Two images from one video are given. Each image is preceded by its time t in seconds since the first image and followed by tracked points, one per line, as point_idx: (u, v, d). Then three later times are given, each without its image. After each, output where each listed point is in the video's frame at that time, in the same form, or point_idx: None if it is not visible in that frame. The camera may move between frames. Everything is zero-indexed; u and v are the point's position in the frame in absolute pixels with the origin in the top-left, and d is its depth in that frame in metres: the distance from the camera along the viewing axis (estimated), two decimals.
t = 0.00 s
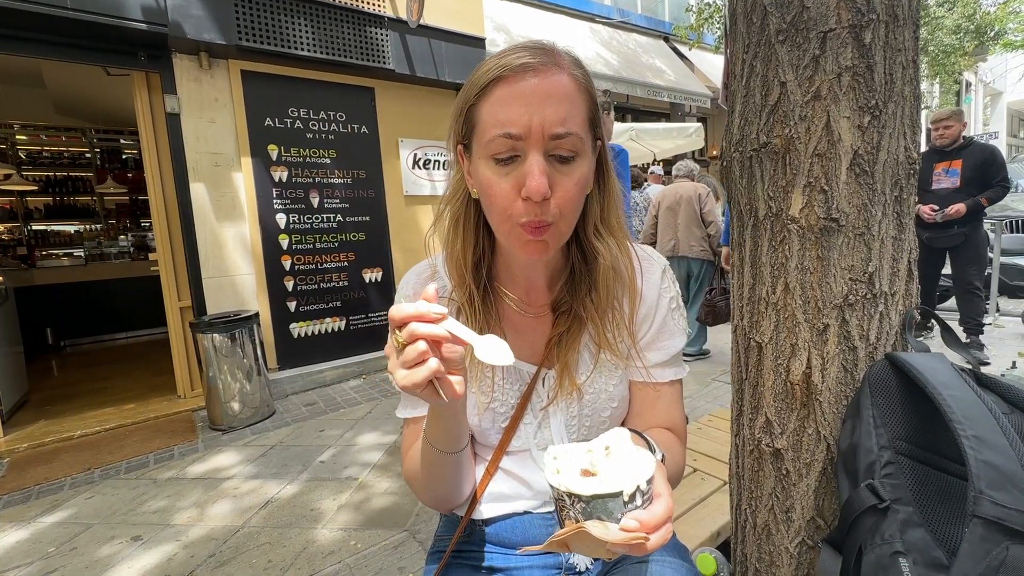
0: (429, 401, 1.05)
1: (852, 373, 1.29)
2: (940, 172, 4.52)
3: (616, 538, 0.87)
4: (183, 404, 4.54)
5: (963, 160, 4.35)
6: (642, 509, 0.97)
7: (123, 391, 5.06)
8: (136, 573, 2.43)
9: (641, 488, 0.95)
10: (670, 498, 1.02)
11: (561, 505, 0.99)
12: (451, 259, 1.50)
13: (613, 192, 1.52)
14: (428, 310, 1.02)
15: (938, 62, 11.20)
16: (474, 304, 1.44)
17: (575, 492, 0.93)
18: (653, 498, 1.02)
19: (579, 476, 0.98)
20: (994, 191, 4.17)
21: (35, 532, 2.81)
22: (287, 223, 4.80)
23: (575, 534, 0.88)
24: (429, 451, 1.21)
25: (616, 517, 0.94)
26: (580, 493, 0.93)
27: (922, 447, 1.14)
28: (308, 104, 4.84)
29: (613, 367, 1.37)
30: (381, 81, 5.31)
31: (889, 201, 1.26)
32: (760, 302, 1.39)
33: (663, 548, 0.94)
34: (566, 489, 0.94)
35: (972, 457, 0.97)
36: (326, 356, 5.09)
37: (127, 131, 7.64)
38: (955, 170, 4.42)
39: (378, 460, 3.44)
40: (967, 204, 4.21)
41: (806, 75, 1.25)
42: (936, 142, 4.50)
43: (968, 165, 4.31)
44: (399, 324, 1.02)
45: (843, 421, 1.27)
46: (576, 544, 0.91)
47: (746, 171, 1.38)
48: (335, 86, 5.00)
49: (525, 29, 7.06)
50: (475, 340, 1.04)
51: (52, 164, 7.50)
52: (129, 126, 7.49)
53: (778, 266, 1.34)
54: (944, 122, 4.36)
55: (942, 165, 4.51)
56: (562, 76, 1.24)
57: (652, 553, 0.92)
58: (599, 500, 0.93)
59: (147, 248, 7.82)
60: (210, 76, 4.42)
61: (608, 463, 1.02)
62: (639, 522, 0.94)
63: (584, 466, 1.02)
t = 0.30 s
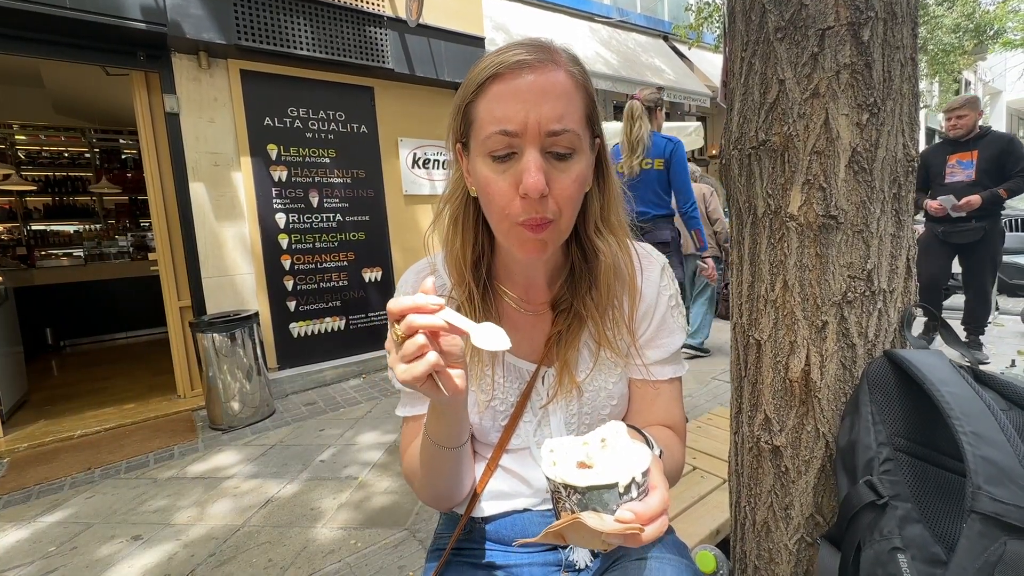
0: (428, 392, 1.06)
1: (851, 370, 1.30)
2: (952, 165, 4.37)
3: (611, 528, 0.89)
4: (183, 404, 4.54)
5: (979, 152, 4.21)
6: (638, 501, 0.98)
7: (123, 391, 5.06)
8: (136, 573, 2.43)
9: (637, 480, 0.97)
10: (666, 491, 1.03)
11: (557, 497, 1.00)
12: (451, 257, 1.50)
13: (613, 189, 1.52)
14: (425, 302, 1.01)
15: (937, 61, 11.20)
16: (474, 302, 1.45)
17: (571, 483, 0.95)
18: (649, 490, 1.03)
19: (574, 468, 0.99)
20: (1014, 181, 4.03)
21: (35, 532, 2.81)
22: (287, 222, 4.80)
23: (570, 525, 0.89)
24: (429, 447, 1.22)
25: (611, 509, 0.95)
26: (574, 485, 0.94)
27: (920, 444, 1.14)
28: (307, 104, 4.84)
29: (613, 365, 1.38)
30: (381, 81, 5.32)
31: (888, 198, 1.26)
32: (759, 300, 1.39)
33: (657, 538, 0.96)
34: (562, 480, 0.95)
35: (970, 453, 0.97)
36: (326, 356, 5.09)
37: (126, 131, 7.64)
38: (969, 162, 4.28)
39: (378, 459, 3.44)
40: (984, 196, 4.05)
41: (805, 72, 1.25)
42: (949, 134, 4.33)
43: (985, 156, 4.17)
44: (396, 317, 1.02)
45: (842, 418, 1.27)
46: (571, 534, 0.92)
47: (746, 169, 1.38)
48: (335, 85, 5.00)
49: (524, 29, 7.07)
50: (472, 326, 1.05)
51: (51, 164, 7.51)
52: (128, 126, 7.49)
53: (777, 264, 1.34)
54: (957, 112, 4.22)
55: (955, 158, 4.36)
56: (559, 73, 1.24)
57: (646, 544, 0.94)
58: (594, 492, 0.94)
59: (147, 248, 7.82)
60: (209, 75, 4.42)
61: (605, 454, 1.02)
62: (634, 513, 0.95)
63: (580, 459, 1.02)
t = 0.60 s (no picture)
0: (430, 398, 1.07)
1: (850, 368, 1.30)
2: (952, 167, 4.34)
3: (610, 522, 0.90)
4: (183, 404, 4.54)
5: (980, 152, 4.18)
6: (637, 496, 0.99)
7: (123, 390, 5.06)
8: (137, 572, 2.44)
9: (636, 475, 0.97)
10: (665, 486, 1.04)
11: (557, 492, 1.00)
12: (451, 257, 1.50)
13: (613, 188, 1.53)
14: (429, 313, 1.00)
15: (936, 60, 11.21)
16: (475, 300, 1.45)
17: (571, 478, 0.94)
18: (648, 485, 1.04)
19: (574, 463, 0.99)
20: (1015, 185, 4.01)
21: (36, 531, 2.82)
22: (287, 222, 4.81)
23: (570, 519, 0.89)
24: (431, 449, 1.23)
25: (611, 503, 0.96)
26: (575, 479, 0.94)
27: (919, 441, 1.15)
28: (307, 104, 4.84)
29: (613, 363, 1.38)
30: (381, 81, 5.32)
31: (886, 198, 1.27)
32: (758, 299, 1.40)
33: (655, 532, 0.98)
34: (561, 475, 0.95)
35: (967, 450, 0.98)
36: (326, 355, 5.10)
37: (126, 131, 7.64)
38: (970, 163, 4.24)
39: (378, 459, 3.45)
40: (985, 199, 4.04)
41: (804, 72, 1.26)
42: (947, 134, 4.29)
43: (986, 157, 4.14)
44: (400, 327, 1.01)
45: (841, 416, 1.28)
46: (572, 529, 0.93)
47: (745, 168, 1.39)
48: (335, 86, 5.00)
49: (524, 29, 7.07)
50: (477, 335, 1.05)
51: (51, 164, 7.51)
52: (128, 126, 7.49)
53: (777, 263, 1.34)
54: (955, 111, 4.18)
55: (955, 159, 4.33)
56: (559, 72, 1.24)
57: (646, 538, 0.95)
58: (594, 486, 0.94)
59: (147, 248, 7.82)
60: (209, 75, 4.42)
61: (604, 449, 1.03)
62: (633, 508, 0.96)
63: (580, 454, 1.02)
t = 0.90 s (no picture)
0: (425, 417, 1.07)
1: (851, 367, 1.30)
2: (951, 162, 4.21)
3: (614, 521, 0.90)
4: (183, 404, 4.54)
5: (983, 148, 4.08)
6: (640, 494, 0.99)
7: (123, 391, 5.06)
8: (137, 573, 2.44)
9: (639, 473, 0.97)
10: (668, 485, 1.04)
11: (561, 491, 1.01)
12: (452, 256, 1.50)
13: (613, 188, 1.53)
14: (423, 340, 0.98)
15: (937, 60, 11.21)
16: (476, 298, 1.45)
17: (573, 476, 0.95)
18: (651, 483, 1.04)
19: (577, 462, 0.99)
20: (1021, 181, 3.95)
21: (36, 532, 2.82)
22: (287, 223, 4.81)
23: (573, 518, 0.90)
24: (431, 458, 1.23)
25: (614, 501, 0.96)
26: (578, 478, 0.94)
27: (919, 440, 1.15)
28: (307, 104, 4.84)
29: (614, 363, 1.38)
30: (381, 81, 5.32)
31: (887, 198, 1.27)
32: (759, 299, 1.40)
33: (659, 531, 0.98)
34: (564, 474, 0.96)
35: (968, 450, 0.98)
36: (326, 356, 5.10)
37: (125, 131, 7.63)
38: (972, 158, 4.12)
39: (378, 459, 3.45)
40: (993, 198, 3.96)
41: (805, 73, 1.26)
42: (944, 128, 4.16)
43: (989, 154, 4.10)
44: (393, 355, 0.99)
45: (842, 415, 1.28)
46: (574, 528, 0.93)
47: (746, 169, 1.39)
48: (335, 86, 5.00)
49: (524, 29, 7.08)
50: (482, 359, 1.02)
51: (51, 165, 7.51)
52: (128, 126, 7.48)
53: (778, 263, 1.35)
54: (953, 104, 4.03)
55: (952, 154, 4.21)
56: (560, 70, 1.25)
57: (649, 536, 0.95)
58: (597, 484, 0.95)
59: (146, 248, 7.81)
60: (209, 76, 4.42)
61: (607, 448, 1.03)
62: (636, 506, 0.97)
63: (583, 452, 1.02)
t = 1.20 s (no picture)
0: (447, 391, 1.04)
1: (851, 368, 1.31)
2: (961, 160, 3.64)
3: (620, 521, 0.91)
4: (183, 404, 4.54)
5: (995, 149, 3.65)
6: (645, 494, 1.00)
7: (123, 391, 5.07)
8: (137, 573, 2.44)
9: (644, 473, 0.98)
10: (672, 484, 1.04)
11: (566, 491, 1.01)
12: (454, 258, 1.50)
13: (614, 189, 1.53)
14: (452, 325, 0.91)
15: (936, 61, 11.24)
16: (477, 300, 1.45)
17: (580, 477, 0.95)
18: (656, 483, 1.04)
19: (582, 462, 0.99)
20: None
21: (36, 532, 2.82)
22: (287, 223, 4.81)
23: (579, 518, 0.90)
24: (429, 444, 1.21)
25: (620, 501, 0.96)
26: (584, 478, 0.95)
27: (920, 441, 1.15)
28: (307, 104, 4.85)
29: (615, 364, 1.39)
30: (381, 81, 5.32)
31: (886, 199, 1.27)
32: (759, 299, 1.40)
33: (665, 531, 0.97)
34: (570, 474, 0.96)
35: (968, 450, 0.98)
36: (327, 356, 5.10)
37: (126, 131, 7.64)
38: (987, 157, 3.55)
39: (378, 459, 3.45)
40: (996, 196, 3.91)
41: (804, 74, 1.26)
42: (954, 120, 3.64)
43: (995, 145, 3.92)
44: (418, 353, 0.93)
45: (842, 416, 1.29)
46: (580, 528, 0.93)
47: (746, 169, 1.39)
48: (335, 86, 5.01)
49: (524, 29, 7.09)
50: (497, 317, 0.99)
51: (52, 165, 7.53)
52: (128, 127, 7.50)
53: (777, 263, 1.35)
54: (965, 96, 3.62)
55: (965, 153, 3.62)
56: (557, 73, 1.25)
57: (655, 536, 0.95)
58: (602, 484, 0.95)
59: (147, 249, 7.81)
60: (209, 76, 4.42)
61: (612, 448, 1.03)
62: (642, 506, 0.97)
63: (587, 452, 1.03)
